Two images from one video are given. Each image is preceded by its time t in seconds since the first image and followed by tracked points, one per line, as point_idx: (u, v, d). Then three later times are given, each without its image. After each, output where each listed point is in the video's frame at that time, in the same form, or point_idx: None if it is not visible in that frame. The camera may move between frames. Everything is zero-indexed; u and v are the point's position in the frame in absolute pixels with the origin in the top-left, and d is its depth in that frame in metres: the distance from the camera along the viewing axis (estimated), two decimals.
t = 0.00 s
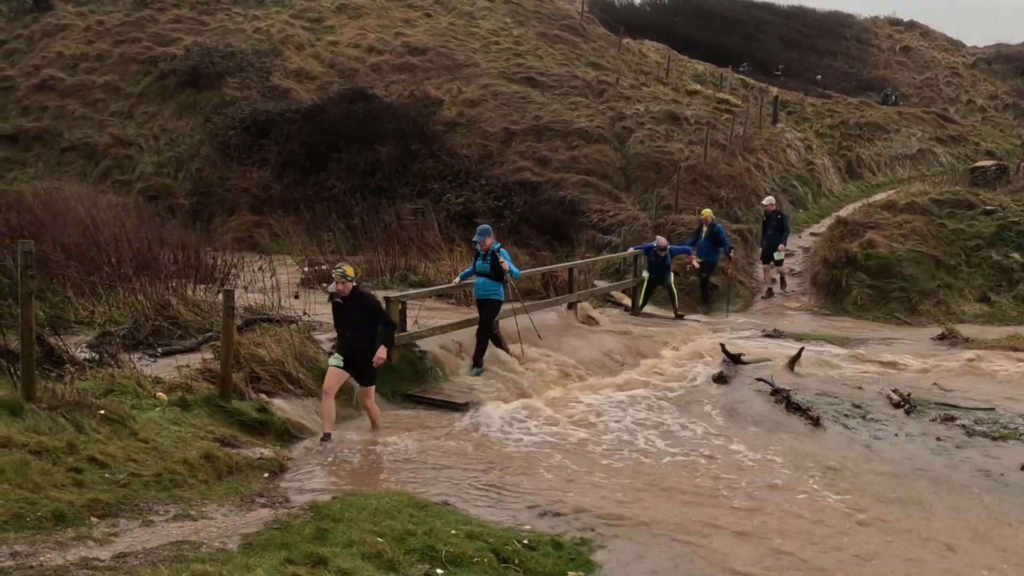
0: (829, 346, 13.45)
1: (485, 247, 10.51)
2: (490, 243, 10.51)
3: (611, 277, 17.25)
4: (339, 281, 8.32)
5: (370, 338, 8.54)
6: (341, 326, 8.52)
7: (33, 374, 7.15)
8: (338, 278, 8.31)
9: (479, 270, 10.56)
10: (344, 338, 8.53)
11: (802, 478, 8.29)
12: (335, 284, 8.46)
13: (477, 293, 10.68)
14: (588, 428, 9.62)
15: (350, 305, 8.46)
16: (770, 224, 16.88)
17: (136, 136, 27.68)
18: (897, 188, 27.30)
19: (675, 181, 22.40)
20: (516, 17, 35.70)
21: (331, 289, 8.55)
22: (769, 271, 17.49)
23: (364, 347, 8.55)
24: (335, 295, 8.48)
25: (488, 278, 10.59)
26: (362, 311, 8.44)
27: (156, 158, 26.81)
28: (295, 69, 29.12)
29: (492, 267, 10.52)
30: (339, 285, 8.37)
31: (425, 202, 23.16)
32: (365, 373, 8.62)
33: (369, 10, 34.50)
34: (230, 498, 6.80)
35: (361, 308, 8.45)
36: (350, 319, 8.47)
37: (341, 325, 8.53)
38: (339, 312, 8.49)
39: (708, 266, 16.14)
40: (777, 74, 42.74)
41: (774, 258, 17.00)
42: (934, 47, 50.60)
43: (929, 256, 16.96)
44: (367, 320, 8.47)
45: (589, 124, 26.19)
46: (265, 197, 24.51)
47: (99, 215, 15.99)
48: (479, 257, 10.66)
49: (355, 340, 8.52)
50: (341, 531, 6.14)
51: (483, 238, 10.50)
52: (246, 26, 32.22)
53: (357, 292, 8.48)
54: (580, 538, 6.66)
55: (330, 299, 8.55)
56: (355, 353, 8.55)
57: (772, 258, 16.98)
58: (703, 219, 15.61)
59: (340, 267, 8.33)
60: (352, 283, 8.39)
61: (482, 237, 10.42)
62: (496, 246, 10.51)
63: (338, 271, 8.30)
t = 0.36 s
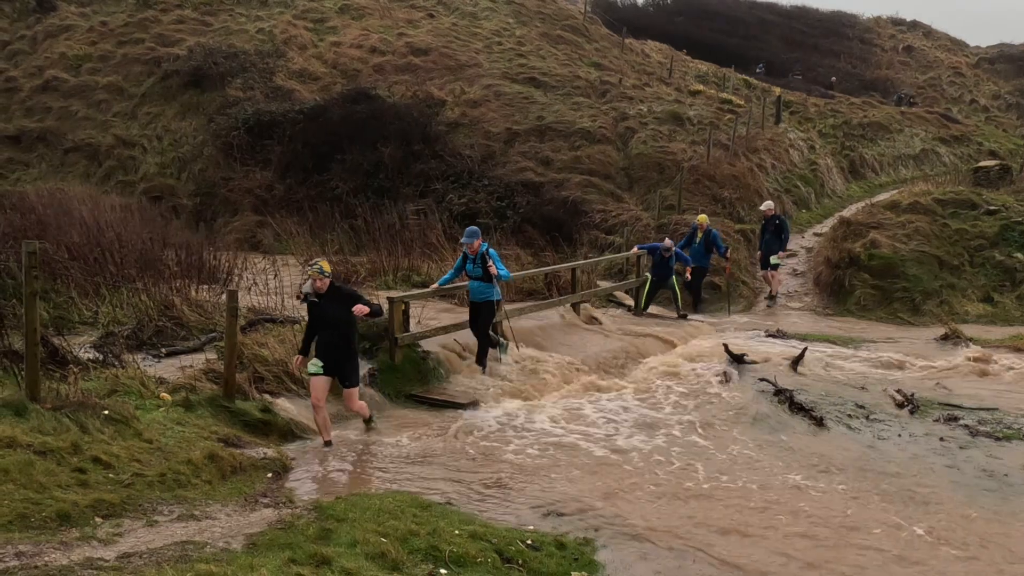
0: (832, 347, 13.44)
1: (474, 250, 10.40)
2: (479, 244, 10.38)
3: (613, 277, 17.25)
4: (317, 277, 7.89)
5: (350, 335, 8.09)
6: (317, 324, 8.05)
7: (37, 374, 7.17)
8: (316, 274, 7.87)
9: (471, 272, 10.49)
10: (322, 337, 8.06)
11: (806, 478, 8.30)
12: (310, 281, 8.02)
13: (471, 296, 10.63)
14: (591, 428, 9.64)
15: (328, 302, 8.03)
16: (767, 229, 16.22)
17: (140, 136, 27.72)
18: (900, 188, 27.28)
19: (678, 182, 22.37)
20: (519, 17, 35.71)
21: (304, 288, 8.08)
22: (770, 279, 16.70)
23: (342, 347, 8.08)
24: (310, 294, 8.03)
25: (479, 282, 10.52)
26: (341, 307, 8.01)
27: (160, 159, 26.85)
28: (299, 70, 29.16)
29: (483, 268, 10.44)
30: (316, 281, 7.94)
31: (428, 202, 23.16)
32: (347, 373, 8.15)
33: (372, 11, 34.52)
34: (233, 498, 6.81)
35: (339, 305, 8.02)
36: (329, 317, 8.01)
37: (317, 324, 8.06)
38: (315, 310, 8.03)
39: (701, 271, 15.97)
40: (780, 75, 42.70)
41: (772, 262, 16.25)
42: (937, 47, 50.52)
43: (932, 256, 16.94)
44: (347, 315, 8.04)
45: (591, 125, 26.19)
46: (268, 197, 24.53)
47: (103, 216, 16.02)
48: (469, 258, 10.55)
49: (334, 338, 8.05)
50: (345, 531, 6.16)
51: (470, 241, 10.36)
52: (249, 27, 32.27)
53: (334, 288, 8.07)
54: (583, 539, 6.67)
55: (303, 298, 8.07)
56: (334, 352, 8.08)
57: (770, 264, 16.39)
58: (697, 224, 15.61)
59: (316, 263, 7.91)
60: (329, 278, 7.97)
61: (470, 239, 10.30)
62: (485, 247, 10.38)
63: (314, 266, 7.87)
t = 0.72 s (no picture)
0: (835, 347, 13.42)
1: (471, 249, 10.55)
2: (476, 244, 10.58)
3: (615, 278, 17.23)
4: (313, 282, 7.47)
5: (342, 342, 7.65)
6: (309, 329, 7.60)
7: (40, 377, 7.19)
8: (313, 278, 7.46)
9: (465, 271, 10.58)
10: (313, 342, 7.60)
11: (808, 479, 8.30)
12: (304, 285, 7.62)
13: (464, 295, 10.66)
14: (595, 429, 9.65)
15: (323, 307, 7.62)
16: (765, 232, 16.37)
17: (142, 139, 27.77)
18: (902, 188, 27.25)
19: (680, 182, 22.35)
20: (520, 18, 35.73)
21: (296, 291, 7.68)
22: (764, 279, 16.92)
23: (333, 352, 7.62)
24: (304, 297, 7.65)
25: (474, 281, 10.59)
26: (336, 313, 7.60)
27: (162, 161, 26.89)
28: (300, 72, 29.20)
29: (479, 267, 10.56)
30: (313, 286, 7.52)
31: (430, 203, 23.16)
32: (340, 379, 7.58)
33: (373, 13, 34.55)
34: (236, 500, 6.82)
35: (335, 310, 7.62)
36: (322, 322, 7.58)
37: (308, 329, 7.62)
38: (307, 315, 7.62)
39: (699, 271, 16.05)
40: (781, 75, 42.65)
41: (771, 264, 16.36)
42: (939, 46, 50.46)
43: (934, 256, 16.92)
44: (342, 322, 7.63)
45: (593, 125, 26.20)
46: (270, 199, 24.54)
47: (105, 218, 16.05)
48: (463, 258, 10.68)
49: (326, 343, 7.59)
50: (348, 533, 6.16)
51: (467, 240, 10.50)
52: (251, 29, 32.32)
53: (330, 294, 7.67)
54: (586, 540, 6.67)
55: (294, 302, 7.66)
56: (325, 359, 7.61)
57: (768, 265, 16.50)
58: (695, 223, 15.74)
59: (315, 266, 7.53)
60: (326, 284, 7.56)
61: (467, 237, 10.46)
62: (482, 246, 10.57)
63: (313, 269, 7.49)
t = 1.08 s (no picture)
0: (837, 350, 13.42)
1: (462, 258, 10.10)
2: (466, 252, 10.10)
3: (617, 281, 17.21)
4: (319, 287, 7.30)
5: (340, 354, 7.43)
6: (309, 336, 7.41)
7: (43, 382, 7.21)
8: (318, 283, 7.29)
9: (456, 281, 10.15)
10: (310, 350, 7.37)
11: (810, 481, 8.29)
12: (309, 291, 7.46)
13: (454, 306, 10.22)
14: (597, 432, 9.65)
15: (326, 315, 7.46)
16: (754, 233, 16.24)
17: (145, 143, 27.82)
18: (904, 190, 27.25)
19: (682, 185, 22.35)
20: (521, 22, 35.78)
21: (300, 296, 7.52)
22: (750, 282, 16.76)
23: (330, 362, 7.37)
24: (308, 303, 7.49)
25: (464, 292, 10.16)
26: (338, 323, 7.44)
27: (164, 165, 26.94)
28: (302, 76, 29.25)
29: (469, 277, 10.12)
30: (318, 292, 7.36)
31: (432, 206, 23.19)
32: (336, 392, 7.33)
33: (375, 16, 34.60)
34: (238, 504, 6.82)
35: (337, 321, 7.46)
36: (323, 330, 7.40)
37: (308, 336, 7.42)
38: (309, 321, 7.45)
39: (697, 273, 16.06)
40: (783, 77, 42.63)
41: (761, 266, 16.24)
42: (940, 48, 50.46)
43: (937, 258, 16.90)
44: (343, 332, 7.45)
45: (595, 128, 26.21)
46: (272, 202, 24.58)
47: (108, 222, 16.07)
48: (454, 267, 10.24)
49: (324, 353, 7.38)
50: (350, 537, 6.17)
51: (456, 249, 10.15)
52: (253, 33, 32.38)
53: (335, 303, 7.51)
54: (588, 543, 6.67)
55: (298, 306, 7.49)
56: (321, 369, 7.36)
57: (757, 268, 16.39)
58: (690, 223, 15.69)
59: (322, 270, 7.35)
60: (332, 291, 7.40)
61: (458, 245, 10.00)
62: (473, 255, 10.12)
63: (318, 273, 7.31)
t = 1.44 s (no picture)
0: (840, 354, 13.41)
1: (443, 266, 9.73)
2: (448, 260, 9.74)
3: (619, 285, 17.20)
4: (319, 299, 6.98)
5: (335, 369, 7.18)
6: (304, 348, 7.12)
7: (46, 386, 7.22)
8: (318, 295, 6.98)
9: (440, 290, 9.83)
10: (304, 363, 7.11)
11: (811, 486, 8.28)
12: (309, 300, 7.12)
13: (442, 315, 9.98)
14: (600, 436, 9.65)
15: (324, 328, 7.13)
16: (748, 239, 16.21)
17: (147, 147, 27.88)
18: (906, 195, 27.24)
19: (683, 190, 22.37)
20: (524, 27, 35.83)
21: (300, 303, 7.17)
22: (749, 287, 16.66)
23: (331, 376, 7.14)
24: (307, 312, 7.14)
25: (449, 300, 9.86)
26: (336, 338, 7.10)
27: (167, 169, 27.00)
28: (305, 80, 29.32)
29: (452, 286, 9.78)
30: (318, 303, 7.03)
31: (434, 211, 23.21)
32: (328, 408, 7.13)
33: (377, 21, 34.68)
34: (240, 508, 6.83)
35: (336, 335, 7.14)
36: (319, 344, 7.10)
37: (303, 347, 7.14)
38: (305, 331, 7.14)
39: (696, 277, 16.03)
40: (785, 82, 42.67)
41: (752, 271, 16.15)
42: (942, 53, 50.52)
43: (939, 262, 16.89)
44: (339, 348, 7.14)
45: (597, 133, 26.24)
46: (274, 207, 24.61)
47: (111, 226, 16.10)
48: (438, 275, 9.92)
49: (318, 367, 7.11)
50: (352, 541, 6.17)
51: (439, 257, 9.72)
52: (256, 38, 32.47)
53: (335, 315, 7.17)
54: (589, 547, 6.66)
55: (297, 313, 7.16)
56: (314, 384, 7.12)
57: (749, 272, 16.30)
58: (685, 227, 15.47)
59: (321, 283, 7.02)
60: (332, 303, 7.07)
61: (438, 255, 9.66)
62: (454, 263, 9.74)
63: (319, 286, 6.98)
